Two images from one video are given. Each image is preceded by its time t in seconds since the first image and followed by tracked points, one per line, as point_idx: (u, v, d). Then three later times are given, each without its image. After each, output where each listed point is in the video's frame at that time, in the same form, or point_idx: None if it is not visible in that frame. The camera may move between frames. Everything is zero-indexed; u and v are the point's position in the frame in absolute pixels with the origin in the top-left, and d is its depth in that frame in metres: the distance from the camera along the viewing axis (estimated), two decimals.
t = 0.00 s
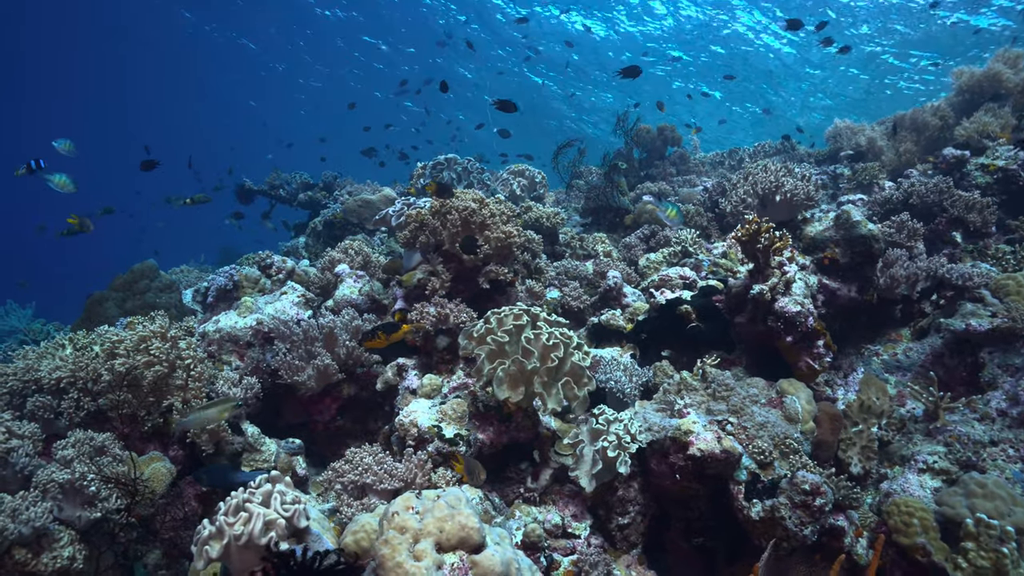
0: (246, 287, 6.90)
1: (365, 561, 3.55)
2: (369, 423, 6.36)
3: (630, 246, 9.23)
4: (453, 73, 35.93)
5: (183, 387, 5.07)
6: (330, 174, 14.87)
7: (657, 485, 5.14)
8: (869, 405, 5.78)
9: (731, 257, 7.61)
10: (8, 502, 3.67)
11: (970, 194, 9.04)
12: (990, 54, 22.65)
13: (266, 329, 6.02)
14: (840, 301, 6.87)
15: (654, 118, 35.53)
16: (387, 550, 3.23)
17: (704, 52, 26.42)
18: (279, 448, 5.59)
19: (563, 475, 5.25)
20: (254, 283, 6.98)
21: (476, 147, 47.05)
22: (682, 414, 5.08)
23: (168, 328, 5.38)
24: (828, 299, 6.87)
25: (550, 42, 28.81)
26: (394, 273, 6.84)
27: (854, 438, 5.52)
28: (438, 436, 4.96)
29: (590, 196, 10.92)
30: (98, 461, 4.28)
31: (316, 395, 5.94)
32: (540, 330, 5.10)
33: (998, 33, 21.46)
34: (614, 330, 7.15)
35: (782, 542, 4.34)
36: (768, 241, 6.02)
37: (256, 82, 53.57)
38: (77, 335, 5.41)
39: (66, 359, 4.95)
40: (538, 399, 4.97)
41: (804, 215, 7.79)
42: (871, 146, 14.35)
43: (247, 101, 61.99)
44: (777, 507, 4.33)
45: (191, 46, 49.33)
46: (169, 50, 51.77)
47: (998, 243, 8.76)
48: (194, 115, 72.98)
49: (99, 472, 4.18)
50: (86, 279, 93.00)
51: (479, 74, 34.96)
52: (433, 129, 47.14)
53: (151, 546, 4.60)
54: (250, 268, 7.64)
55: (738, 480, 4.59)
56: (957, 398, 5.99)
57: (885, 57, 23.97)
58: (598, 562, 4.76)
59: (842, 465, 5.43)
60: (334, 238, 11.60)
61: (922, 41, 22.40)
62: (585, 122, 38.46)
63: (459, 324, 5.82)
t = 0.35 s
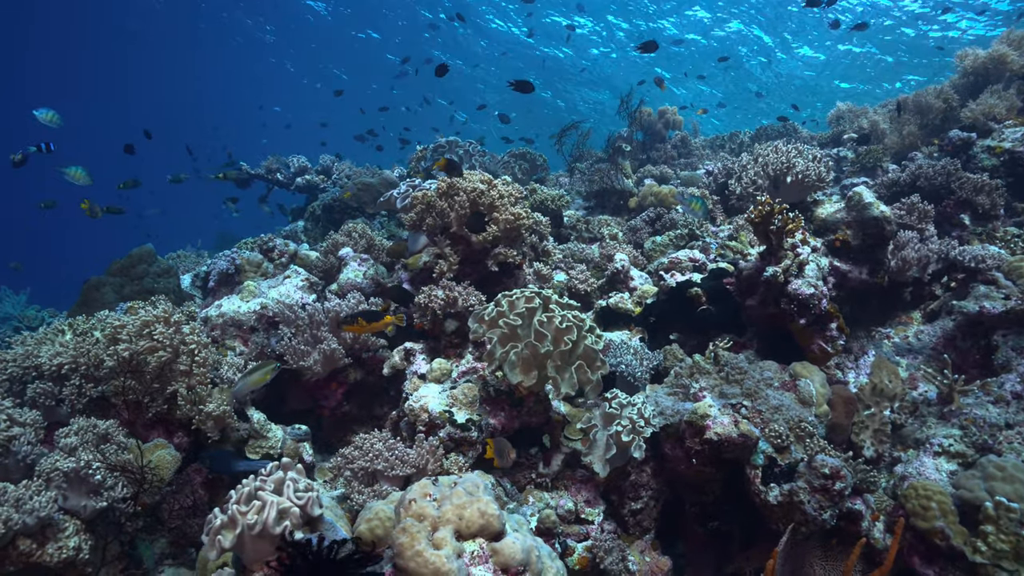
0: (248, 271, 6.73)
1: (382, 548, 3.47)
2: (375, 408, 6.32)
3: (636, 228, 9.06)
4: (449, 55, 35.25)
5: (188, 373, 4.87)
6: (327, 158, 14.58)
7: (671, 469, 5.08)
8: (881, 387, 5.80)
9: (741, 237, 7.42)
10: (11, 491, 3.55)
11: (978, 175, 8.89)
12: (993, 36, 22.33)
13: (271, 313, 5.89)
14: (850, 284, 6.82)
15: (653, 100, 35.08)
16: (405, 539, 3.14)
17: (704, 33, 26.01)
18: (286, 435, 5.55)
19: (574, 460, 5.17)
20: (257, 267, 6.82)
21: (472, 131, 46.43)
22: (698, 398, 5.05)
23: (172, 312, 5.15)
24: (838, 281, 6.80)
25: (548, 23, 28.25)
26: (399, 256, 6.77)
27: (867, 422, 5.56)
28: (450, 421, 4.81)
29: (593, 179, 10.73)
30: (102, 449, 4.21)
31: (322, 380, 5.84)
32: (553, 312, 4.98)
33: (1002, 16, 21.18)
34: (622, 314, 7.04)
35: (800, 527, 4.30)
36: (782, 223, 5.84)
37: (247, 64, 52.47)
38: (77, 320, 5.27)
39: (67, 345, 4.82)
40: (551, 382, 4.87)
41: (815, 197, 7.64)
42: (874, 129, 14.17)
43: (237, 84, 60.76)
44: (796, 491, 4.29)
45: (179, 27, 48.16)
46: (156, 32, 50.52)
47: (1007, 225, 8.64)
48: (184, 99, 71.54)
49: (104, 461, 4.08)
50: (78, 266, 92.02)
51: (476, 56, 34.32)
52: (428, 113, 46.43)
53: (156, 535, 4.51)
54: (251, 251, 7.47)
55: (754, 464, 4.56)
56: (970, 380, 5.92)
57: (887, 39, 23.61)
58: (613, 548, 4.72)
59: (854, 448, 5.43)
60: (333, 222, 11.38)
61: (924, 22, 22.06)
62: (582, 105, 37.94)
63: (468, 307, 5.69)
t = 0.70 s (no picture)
0: (248, 250, 6.58)
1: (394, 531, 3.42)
2: (378, 389, 6.14)
3: (638, 210, 8.90)
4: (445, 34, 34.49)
5: (189, 352, 4.82)
6: (323, 137, 14.27)
7: (679, 451, 5.06)
8: (887, 370, 5.83)
9: (749, 219, 7.40)
10: (13, 472, 3.50)
11: (983, 159, 8.79)
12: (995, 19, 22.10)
13: (272, 293, 5.78)
14: (857, 266, 6.75)
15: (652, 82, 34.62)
16: (420, 521, 3.10)
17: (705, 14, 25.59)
18: (288, 416, 5.45)
19: (581, 442, 5.13)
20: (257, 247, 6.65)
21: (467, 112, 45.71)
22: (708, 378, 5.00)
23: (173, 291, 5.06)
24: (844, 264, 6.75)
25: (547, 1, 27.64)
26: (401, 236, 6.48)
27: (874, 404, 5.56)
28: (457, 402, 4.75)
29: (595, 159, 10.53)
30: (105, 429, 4.13)
31: (323, 360, 5.73)
32: (562, 293, 4.92)
33: None
34: (627, 296, 6.98)
35: (812, 508, 4.35)
36: (791, 204, 5.72)
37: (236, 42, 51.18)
38: (74, 299, 5.13)
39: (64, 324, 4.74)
40: (560, 363, 4.82)
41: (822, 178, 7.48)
42: (875, 112, 14.03)
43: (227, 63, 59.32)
44: (808, 473, 4.32)
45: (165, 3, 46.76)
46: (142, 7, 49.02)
47: (1010, 209, 8.52)
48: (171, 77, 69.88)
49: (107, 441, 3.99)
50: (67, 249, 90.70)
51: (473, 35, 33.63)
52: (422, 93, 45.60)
53: (160, 518, 4.44)
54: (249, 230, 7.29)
55: (765, 446, 4.58)
56: (977, 363, 5.94)
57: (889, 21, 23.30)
58: (621, 529, 4.71)
59: (860, 429, 5.46)
60: (330, 202, 11.13)
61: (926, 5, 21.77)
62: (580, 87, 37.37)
63: (474, 287, 5.58)
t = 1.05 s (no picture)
0: (253, 232, 6.45)
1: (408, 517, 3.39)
2: (384, 373, 6.03)
3: (646, 197, 8.72)
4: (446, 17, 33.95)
5: (196, 335, 4.77)
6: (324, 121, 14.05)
7: (691, 440, 5.04)
8: (900, 360, 5.81)
9: (761, 207, 7.33)
10: (20, 454, 3.45)
11: (997, 149, 8.62)
12: (1006, 9, 21.69)
13: (279, 276, 5.69)
14: (869, 257, 6.67)
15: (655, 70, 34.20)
16: (436, 508, 3.05)
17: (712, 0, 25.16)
18: (295, 400, 5.37)
19: (592, 430, 5.10)
20: (262, 230, 6.52)
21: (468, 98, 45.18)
22: (723, 367, 4.96)
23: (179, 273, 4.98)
24: (856, 254, 6.68)
25: None
26: (407, 221, 6.28)
27: (886, 395, 5.52)
28: (468, 388, 4.66)
29: (602, 146, 10.34)
30: (112, 412, 4.10)
31: (329, 345, 5.62)
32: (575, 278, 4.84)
33: None
34: (636, 283, 6.91)
35: (828, 499, 4.33)
36: (806, 191, 5.57)
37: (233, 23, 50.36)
38: (79, 280, 5.04)
39: (69, 305, 4.65)
40: (573, 349, 4.76)
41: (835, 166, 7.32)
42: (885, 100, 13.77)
43: (224, 45, 58.46)
44: (824, 463, 4.29)
45: None
46: None
47: None
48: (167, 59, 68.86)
49: (115, 425, 3.98)
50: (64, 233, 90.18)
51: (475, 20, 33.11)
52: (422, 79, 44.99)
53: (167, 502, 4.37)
54: (252, 213, 7.15)
55: (780, 436, 4.54)
56: (991, 355, 5.93)
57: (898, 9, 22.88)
58: (632, 518, 4.69)
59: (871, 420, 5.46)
60: (333, 186, 10.93)
61: None
62: (582, 73, 36.91)
63: (484, 272, 5.47)
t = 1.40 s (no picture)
0: (262, 224, 6.39)
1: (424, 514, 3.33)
2: (392, 368, 5.91)
3: (657, 192, 8.59)
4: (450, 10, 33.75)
5: (207, 327, 4.72)
6: (330, 113, 13.94)
7: (705, 438, 5.00)
8: (917, 360, 5.66)
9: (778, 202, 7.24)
10: (29, 446, 3.39)
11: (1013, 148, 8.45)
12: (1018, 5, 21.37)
13: (289, 268, 5.62)
14: (885, 254, 6.62)
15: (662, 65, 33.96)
16: (455, 506, 2.99)
17: None
18: (304, 394, 5.32)
19: (604, 427, 5.06)
20: (271, 221, 6.46)
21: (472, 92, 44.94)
22: (740, 364, 4.89)
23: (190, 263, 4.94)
24: (872, 251, 6.61)
25: None
26: (417, 214, 6.21)
27: (901, 395, 5.39)
28: (482, 382, 4.60)
29: (612, 141, 10.22)
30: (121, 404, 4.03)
31: (339, 339, 5.55)
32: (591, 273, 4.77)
33: None
34: (647, 279, 6.78)
35: (846, 499, 4.28)
36: (824, 187, 5.48)
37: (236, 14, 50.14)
38: (86, 270, 5.00)
39: (78, 295, 4.61)
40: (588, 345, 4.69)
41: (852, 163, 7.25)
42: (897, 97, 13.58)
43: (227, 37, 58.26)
44: (844, 464, 4.22)
45: None
46: None
47: None
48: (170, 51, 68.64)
49: (125, 417, 3.90)
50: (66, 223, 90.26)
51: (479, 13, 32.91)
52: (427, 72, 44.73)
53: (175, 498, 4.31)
54: (261, 204, 7.07)
55: (797, 435, 4.47)
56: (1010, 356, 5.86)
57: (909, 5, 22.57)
58: (646, 517, 4.64)
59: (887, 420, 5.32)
60: (339, 178, 10.78)
61: None
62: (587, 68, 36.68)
63: (497, 266, 5.39)
